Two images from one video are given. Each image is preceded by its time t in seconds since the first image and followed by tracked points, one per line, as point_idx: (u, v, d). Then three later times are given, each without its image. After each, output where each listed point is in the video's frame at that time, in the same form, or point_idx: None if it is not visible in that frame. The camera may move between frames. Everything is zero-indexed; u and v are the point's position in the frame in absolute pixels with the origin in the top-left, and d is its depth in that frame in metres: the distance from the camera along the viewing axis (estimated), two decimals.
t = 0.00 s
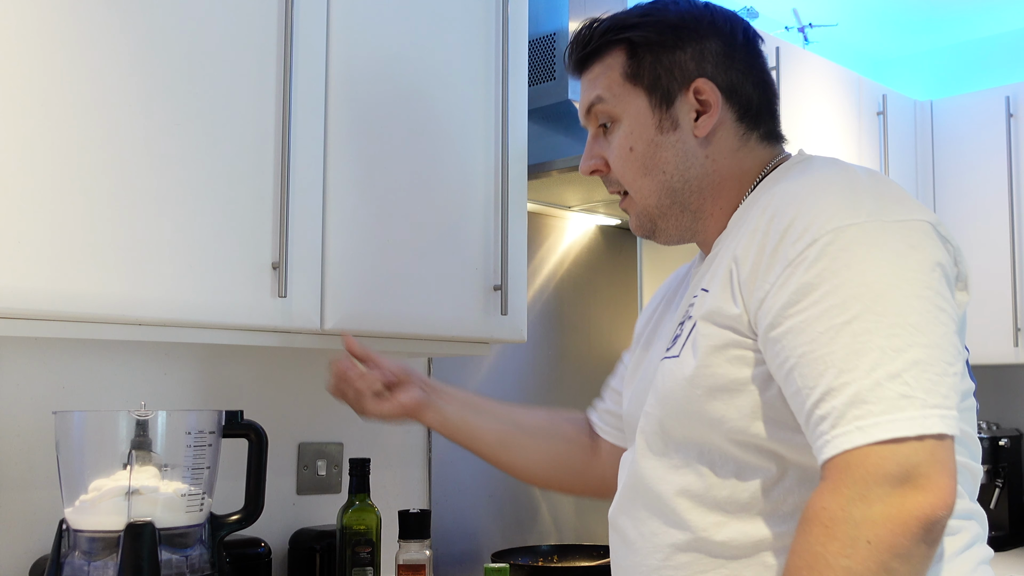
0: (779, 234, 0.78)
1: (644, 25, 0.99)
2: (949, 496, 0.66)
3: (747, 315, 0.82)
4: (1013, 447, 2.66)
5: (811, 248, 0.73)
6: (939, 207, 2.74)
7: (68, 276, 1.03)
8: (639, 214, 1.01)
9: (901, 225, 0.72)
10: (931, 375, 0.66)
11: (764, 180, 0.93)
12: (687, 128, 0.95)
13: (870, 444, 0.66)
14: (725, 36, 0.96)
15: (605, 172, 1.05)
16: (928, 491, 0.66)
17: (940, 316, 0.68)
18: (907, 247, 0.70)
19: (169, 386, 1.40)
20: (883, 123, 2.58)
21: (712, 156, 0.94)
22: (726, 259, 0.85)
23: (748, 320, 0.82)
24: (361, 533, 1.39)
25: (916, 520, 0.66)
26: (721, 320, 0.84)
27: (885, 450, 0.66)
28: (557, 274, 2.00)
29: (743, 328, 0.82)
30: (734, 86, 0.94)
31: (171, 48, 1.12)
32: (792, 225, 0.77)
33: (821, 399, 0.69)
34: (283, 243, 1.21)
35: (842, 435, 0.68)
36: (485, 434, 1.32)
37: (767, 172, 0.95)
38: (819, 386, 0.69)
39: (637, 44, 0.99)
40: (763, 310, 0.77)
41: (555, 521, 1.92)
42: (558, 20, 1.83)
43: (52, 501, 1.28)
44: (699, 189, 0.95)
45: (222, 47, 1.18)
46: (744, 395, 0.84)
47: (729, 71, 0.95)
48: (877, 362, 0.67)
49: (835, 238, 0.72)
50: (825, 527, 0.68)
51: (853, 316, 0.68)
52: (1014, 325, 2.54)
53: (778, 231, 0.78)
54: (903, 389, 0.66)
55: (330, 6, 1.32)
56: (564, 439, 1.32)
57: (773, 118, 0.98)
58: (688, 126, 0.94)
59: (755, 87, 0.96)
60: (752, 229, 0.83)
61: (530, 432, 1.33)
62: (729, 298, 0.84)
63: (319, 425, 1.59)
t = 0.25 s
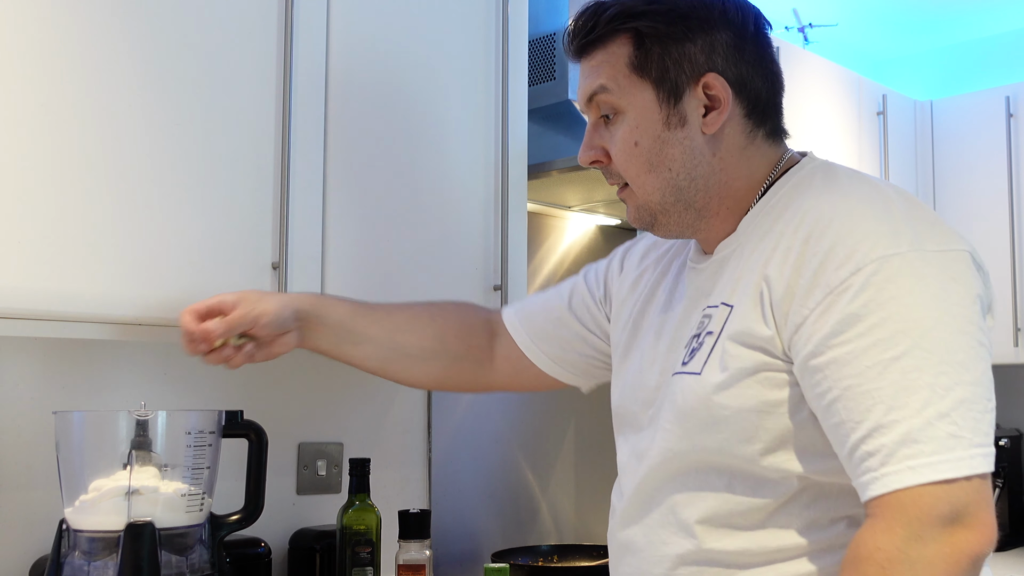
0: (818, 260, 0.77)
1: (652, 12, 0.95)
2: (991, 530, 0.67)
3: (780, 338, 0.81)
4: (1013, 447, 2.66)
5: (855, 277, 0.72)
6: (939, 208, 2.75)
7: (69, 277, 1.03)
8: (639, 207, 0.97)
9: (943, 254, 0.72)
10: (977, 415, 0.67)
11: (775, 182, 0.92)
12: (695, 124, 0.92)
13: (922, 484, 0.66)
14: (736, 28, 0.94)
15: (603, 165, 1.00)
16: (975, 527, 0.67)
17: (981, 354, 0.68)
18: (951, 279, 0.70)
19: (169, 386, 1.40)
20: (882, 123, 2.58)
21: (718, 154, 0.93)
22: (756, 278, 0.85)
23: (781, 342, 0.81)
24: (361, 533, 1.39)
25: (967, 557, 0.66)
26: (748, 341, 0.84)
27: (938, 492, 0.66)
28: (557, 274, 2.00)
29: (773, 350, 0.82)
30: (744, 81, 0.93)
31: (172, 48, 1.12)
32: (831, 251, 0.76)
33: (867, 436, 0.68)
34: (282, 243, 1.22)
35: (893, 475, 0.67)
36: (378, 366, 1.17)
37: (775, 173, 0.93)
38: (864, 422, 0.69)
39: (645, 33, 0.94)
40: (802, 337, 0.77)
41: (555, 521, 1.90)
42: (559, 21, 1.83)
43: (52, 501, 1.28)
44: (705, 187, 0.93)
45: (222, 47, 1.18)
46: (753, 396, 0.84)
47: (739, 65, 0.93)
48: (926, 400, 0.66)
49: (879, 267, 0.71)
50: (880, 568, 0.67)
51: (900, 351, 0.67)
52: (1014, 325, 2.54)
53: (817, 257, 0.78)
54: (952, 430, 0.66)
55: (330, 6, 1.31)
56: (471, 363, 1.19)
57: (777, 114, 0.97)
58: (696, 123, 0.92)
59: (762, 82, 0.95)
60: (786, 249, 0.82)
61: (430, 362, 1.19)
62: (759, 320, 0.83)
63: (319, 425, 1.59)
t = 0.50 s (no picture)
0: (851, 274, 0.78)
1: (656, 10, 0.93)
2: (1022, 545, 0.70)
3: (808, 349, 0.82)
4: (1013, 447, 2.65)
5: (895, 291, 0.73)
6: (939, 208, 2.75)
7: (69, 277, 1.03)
8: (640, 208, 0.96)
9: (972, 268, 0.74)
10: (1009, 430, 0.69)
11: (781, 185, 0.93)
12: (701, 125, 0.92)
13: (966, 501, 0.67)
14: (742, 25, 0.93)
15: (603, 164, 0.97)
16: (1007, 542, 0.69)
17: (1009, 368, 0.70)
18: (982, 293, 0.72)
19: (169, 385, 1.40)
20: (882, 123, 2.58)
21: (723, 155, 0.92)
22: (780, 286, 0.85)
23: (809, 354, 0.82)
24: (361, 533, 1.39)
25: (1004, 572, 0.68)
26: (774, 352, 0.84)
27: (979, 509, 0.68)
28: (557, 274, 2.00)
29: (801, 361, 0.82)
30: (750, 80, 0.92)
31: (173, 49, 1.12)
32: (863, 264, 0.77)
33: (907, 453, 0.69)
34: (283, 243, 1.22)
35: (936, 492, 0.68)
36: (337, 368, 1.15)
37: (780, 174, 0.94)
38: (905, 439, 0.70)
39: (649, 31, 0.92)
40: (831, 350, 0.77)
41: (555, 522, 1.89)
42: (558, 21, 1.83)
43: (52, 501, 1.28)
44: (710, 188, 0.93)
45: (222, 47, 1.18)
46: (757, 399, 0.84)
47: (745, 63, 0.93)
48: (967, 417, 0.68)
49: (918, 282, 0.72)
50: None
51: (940, 368, 0.69)
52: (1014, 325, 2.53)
53: (849, 268, 0.78)
54: (990, 446, 0.68)
55: (330, 6, 1.31)
56: (439, 358, 1.18)
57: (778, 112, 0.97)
58: (702, 124, 0.92)
59: (766, 79, 0.95)
60: (814, 257, 0.83)
61: (391, 363, 1.16)
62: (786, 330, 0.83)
63: (319, 425, 1.59)
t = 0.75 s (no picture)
0: (863, 272, 0.78)
1: (661, 7, 0.92)
2: None
3: (817, 348, 0.82)
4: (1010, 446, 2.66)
5: (906, 290, 0.73)
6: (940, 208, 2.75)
7: (70, 277, 1.03)
8: (645, 207, 0.95)
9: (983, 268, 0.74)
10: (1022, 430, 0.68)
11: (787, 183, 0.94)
12: (707, 123, 0.92)
13: (978, 501, 0.67)
14: (748, 22, 0.93)
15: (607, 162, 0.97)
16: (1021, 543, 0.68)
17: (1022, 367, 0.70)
18: (993, 293, 0.72)
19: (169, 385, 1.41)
20: (883, 123, 2.58)
21: (729, 153, 0.93)
22: (789, 283, 0.85)
23: (818, 354, 0.82)
24: (361, 533, 1.39)
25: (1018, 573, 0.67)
26: (782, 350, 0.84)
27: (992, 508, 0.67)
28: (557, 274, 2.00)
29: (811, 359, 0.82)
30: (756, 77, 0.92)
31: (173, 49, 1.13)
32: (875, 262, 0.77)
33: (919, 452, 0.69)
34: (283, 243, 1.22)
35: (948, 490, 0.68)
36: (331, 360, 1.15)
37: (784, 172, 0.94)
38: (917, 438, 0.70)
39: (655, 28, 0.91)
40: (842, 349, 0.77)
41: (555, 522, 1.90)
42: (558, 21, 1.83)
43: (52, 501, 1.28)
44: (715, 187, 0.93)
45: (222, 47, 1.18)
46: (761, 398, 0.84)
47: (751, 60, 0.93)
48: (981, 416, 0.67)
49: (930, 280, 0.72)
50: None
51: (953, 366, 0.69)
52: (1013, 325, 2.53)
53: (860, 267, 0.78)
54: (1004, 446, 0.67)
55: (330, 6, 1.32)
56: (432, 352, 1.18)
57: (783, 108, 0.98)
58: (708, 122, 0.91)
59: (771, 75, 0.95)
60: (825, 255, 0.83)
61: (384, 356, 1.17)
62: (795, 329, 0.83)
63: (319, 425, 1.59)
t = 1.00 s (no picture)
0: (854, 270, 0.78)
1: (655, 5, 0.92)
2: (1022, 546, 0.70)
3: (809, 346, 0.82)
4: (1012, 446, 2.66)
5: (897, 287, 0.73)
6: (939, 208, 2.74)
7: (70, 276, 1.03)
8: (642, 206, 0.95)
9: (975, 266, 0.74)
10: (1010, 431, 0.69)
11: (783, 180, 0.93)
12: (702, 121, 0.91)
13: (966, 501, 0.67)
14: (744, 19, 0.92)
15: (604, 160, 0.97)
16: (1006, 543, 0.69)
17: (1012, 367, 0.70)
18: (984, 292, 0.72)
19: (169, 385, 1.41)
20: (883, 123, 2.58)
21: (725, 150, 0.92)
22: (782, 281, 0.85)
23: (810, 352, 0.82)
24: (361, 533, 1.39)
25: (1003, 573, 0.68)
26: (774, 349, 0.84)
27: (980, 509, 0.68)
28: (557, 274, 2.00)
29: (803, 357, 0.82)
30: (752, 74, 0.92)
31: (173, 49, 1.13)
32: (866, 260, 0.77)
33: (907, 451, 0.69)
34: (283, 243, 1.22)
35: (936, 489, 0.68)
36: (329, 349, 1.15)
37: (782, 170, 0.94)
38: (905, 436, 0.70)
39: (649, 27, 0.91)
40: (832, 347, 0.77)
41: (555, 522, 1.90)
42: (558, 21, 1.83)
43: (52, 501, 1.28)
44: (712, 185, 0.93)
45: (222, 47, 1.18)
46: (752, 397, 0.84)
47: (747, 57, 0.92)
48: (969, 416, 0.68)
49: (921, 278, 0.72)
50: None
51: (943, 365, 0.69)
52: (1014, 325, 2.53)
53: (851, 265, 0.78)
54: (992, 445, 0.68)
55: (330, 6, 1.31)
56: (429, 343, 1.18)
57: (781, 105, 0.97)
58: (703, 120, 0.91)
59: (768, 73, 0.94)
60: (817, 253, 0.83)
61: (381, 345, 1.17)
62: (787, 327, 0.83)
63: (319, 425, 1.59)
